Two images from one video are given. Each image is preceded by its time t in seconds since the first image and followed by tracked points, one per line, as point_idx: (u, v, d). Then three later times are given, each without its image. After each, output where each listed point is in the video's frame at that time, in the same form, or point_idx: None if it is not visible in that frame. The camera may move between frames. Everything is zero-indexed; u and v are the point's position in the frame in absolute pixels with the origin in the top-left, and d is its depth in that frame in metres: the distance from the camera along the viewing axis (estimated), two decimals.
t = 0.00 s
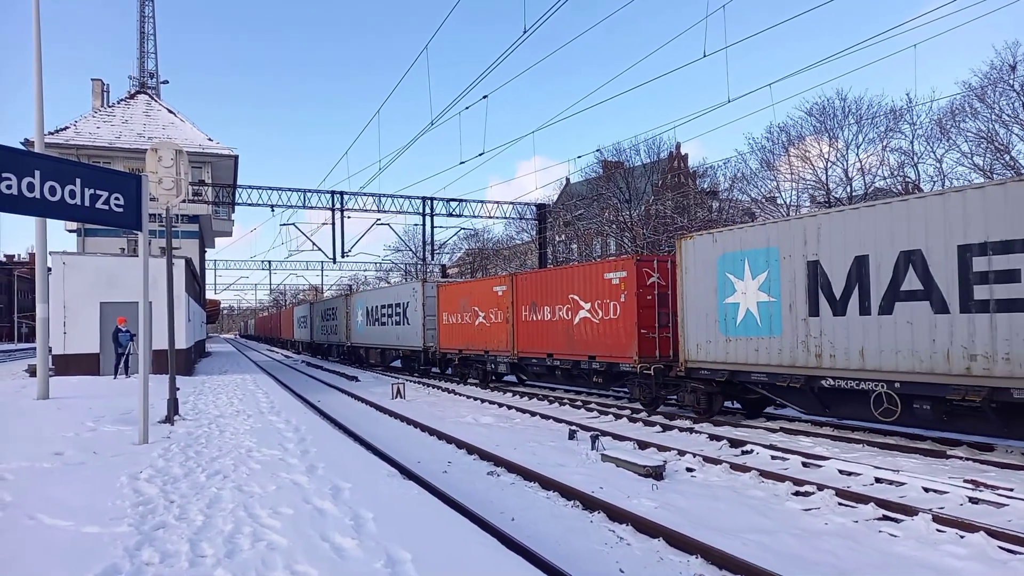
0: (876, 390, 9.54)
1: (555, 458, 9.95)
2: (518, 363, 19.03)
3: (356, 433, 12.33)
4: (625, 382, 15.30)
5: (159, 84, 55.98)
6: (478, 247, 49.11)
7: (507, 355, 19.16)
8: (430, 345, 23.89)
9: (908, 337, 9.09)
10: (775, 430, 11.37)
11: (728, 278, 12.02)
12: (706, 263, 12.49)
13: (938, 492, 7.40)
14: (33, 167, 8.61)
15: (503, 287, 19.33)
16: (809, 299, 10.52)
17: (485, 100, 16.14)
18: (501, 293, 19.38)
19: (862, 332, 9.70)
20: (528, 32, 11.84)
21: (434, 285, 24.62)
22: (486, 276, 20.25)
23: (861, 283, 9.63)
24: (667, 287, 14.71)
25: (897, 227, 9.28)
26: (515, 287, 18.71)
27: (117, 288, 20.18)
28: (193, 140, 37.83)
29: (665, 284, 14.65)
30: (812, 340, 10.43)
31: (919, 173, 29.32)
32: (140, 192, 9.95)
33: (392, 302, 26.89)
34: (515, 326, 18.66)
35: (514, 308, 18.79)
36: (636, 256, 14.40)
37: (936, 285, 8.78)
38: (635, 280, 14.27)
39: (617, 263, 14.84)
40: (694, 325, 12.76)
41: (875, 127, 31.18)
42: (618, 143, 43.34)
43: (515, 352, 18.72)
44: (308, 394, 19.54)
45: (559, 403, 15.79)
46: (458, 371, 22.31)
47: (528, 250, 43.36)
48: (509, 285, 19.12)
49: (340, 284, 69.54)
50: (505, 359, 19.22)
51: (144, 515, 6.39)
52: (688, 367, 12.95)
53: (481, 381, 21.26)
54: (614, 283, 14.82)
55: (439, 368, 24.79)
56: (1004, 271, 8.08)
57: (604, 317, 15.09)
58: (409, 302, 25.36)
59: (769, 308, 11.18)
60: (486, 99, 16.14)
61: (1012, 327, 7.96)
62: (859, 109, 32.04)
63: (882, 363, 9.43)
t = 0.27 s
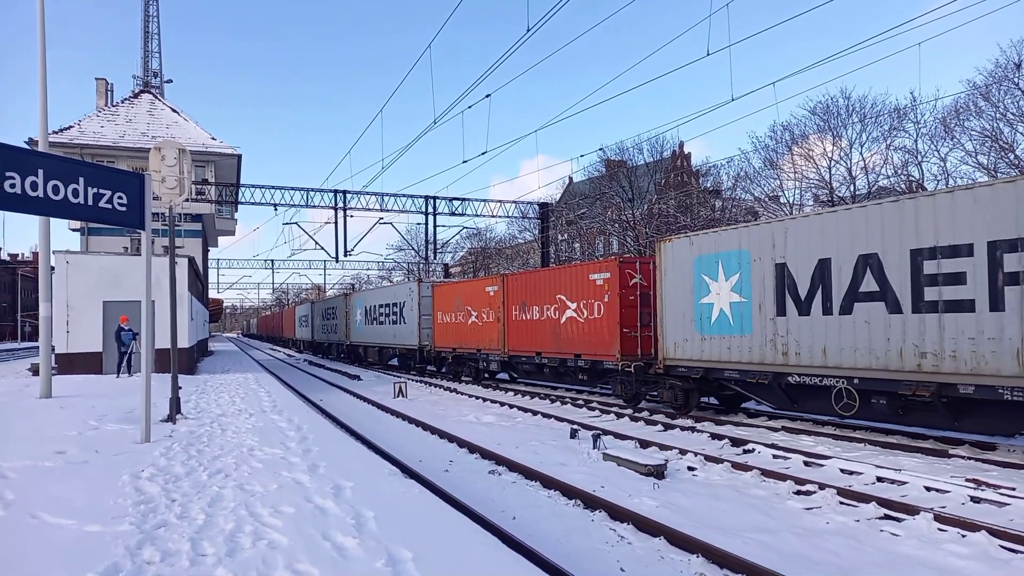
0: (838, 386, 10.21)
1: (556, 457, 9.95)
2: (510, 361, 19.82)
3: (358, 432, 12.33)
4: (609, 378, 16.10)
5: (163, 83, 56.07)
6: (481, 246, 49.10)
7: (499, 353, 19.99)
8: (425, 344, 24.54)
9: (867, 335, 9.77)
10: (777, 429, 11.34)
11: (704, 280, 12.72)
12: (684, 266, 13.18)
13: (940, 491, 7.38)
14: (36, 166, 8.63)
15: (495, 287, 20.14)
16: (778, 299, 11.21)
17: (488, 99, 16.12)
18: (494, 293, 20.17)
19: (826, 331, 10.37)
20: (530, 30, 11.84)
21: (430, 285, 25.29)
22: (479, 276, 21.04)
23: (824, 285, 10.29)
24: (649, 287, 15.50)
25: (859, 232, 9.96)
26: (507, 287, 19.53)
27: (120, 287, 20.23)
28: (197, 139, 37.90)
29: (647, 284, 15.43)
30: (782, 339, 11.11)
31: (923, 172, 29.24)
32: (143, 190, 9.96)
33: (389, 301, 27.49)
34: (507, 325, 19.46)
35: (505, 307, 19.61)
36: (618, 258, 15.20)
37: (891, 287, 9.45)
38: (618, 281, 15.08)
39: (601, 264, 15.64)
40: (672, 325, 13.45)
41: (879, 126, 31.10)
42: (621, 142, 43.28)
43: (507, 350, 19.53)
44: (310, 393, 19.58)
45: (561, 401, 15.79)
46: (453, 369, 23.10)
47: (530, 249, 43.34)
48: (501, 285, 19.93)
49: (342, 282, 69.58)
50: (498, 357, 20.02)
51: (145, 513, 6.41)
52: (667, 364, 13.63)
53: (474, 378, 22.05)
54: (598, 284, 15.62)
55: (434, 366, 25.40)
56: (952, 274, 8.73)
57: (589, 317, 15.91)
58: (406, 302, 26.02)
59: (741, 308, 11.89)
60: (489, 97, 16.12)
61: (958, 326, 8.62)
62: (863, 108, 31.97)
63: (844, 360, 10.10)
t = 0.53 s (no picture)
0: (794, 380, 10.83)
1: (551, 456, 9.94)
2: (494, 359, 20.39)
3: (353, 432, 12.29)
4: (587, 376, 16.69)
5: (155, 82, 55.78)
6: (476, 245, 49.06)
7: (483, 351, 20.57)
8: (413, 342, 25.07)
9: (820, 333, 10.39)
10: (771, 427, 11.37)
11: (673, 281, 13.30)
12: (654, 268, 13.78)
13: (934, 488, 7.41)
14: (28, 166, 8.56)
15: (479, 288, 20.71)
16: (740, 299, 11.82)
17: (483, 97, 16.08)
18: (477, 294, 20.78)
19: (783, 329, 10.98)
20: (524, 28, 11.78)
21: (417, 285, 25.82)
22: (465, 277, 21.59)
23: (781, 285, 10.89)
24: (625, 287, 16.05)
25: (812, 236, 10.57)
26: (490, 287, 20.09)
27: (113, 287, 20.13)
28: (189, 138, 37.75)
29: (623, 285, 15.99)
30: (743, 336, 11.72)
31: (915, 171, 29.36)
32: (135, 190, 9.90)
33: (379, 301, 27.95)
34: (490, 324, 20.04)
35: (489, 307, 20.18)
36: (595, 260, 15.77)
37: (842, 287, 10.08)
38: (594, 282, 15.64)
39: (579, 265, 16.21)
40: (644, 324, 14.03)
41: (872, 124, 31.21)
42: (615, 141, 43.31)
43: (491, 348, 20.09)
44: (304, 393, 19.54)
45: (555, 400, 15.78)
46: (440, 367, 23.70)
47: (525, 248, 43.34)
48: (484, 285, 20.51)
49: (337, 282, 69.43)
50: (482, 355, 20.60)
51: (138, 514, 6.37)
52: (639, 361, 14.21)
53: (460, 376, 22.65)
54: (576, 284, 16.18)
55: (423, 364, 25.91)
56: (895, 275, 9.36)
57: (567, 316, 16.48)
58: (395, 302, 26.53)
59: (707, 308, 12.47)
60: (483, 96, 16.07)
61: (901, 324, 9.26)
62: (856, 107, 32.08)
63: (799, 356, 10.71)
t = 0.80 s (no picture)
0: (757, 381, 11.36)
1: (551, 459, 9.94)
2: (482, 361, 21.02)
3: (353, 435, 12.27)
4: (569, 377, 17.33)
5: (155, 84, 55.83)
6: (475, 247, 49.07)
7: (472, 354, 21.22)
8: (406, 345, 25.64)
9: (779, 336, 10.93)
10: (771, 430, 11.37)
11: (649, 286, 13.84)
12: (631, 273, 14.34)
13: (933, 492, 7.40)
14: (27, 167, 8.56)
15: (469, 292, 21.37)
16: (707, 304, 12.35)
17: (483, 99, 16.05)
18: (467, 297, 21.44)
19: (746, 332, 11.50)
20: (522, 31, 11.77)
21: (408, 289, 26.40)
22: (455, 281, 22.26)
23: (743, 291, 11.40)
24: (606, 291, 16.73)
25: (772, 244, 11.10)
26: (479, 291, 20.76)
27: (113, 289, 20.12)
28: (189, 140, 37.77)
29: (603, 289, 16.66)
30: (710, 339, 12.25)
31: (915, 174, 29.38)
32: (135, 191, 9.90)
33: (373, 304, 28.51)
34: (479, 327, 20.70)
35: (478, 310, 20.84)
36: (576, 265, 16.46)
37: (800, 293, 10.60)
38: (575, 286, 16.31)
39: (561, 270, 16.89)
40: (622, 327, 14.58)
41: (871, 127, 31.25)
42: (614, 144, 43.35)
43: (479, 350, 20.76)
44: (304, 395, 19.54)
45: (555, 403, 15.80)
46: (432, 368, 24.30)
47: (524, 251, 43.39)
48: (473, 289, 21.19)
49: (336, 284, 69.45)
50: (471, 357, 21.23)
51: (137, 517, 6.36)
52: (618, 362, 14.75)
53: (450, 378, 23.27)
54: (559, 288, 16.86)
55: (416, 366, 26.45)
56: (846, 282, 9.90)
57: (550, 319, 17.16)
58: (388, 305, 27.08)
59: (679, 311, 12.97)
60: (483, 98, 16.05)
61: (852, 328, 9.79)
62: (855, 110, 32.12)
63: (761, 358, 11.24)
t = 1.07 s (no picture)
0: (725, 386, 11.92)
1: (548, 467, 9.93)
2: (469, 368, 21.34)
3: (349, 443, 12.23)
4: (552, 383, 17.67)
5: (153, 92, 55.91)
6: (472, 255, 49.09)
7: (459, 361, 21.55)
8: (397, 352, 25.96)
9: (745, 344, 11.47)
10: (767, 438, 11.37)
11: (625, 295, 14.40)
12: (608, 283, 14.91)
13: (930, 499, 7.41)
14: (23, 176, 8.56)
15: (456, 301, 21.75)
16: (680, 312, 12.91)
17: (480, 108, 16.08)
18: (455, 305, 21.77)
19: (715, 340, 12.05)
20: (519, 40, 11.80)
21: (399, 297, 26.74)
22: (444, 290, 22.63)
23: (711, 301, 11.96)
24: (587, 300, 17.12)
25: (738, 256, 11.67)
26: (466, 300, 21.13)
27: (109, 297, 20.08)
28: (186, 148, 37.79)
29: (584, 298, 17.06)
30: (682, 346, 12.81)
31: (910, 182, 29.52)
32: (131, 200, 9.91)
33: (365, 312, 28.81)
34: (466, 335, 21.04)
35: (465, 319, 21.20)
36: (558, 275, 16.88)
37: (763, 302, 11.16)
38: (557, 295, 16.71)
39: (544, 280, 17.29)
40: (600, 334, 15.15)
41: (866, 136, 31.41)
42: (611, 152, 43.49)
43: (466, 358, 21.09)
44: (300, 403, 19.49)
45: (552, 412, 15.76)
46: (422, 376, 24.60)
47: (521, 258, 43.41)
48: (460, 298, 21.55)
49: (333, 291, 69.35)
50: (458, 365, 21.54)
51: (132, 526, 6.33)
52: (597, 368, 15.31)
53: (439, 385, 23.56)
54: (542, 297, 17.24)
55: (407, 373, 26.72)
56: (805, 292, 10.47)
57: (533, 327, 17.57)
58: (381, 313, 27.38)
59: (653, 319, 13.53)
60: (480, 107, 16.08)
61: (810, 336, 10.35)
62: (850, 118, 32.30)
63: (728, 364, 11.79)
